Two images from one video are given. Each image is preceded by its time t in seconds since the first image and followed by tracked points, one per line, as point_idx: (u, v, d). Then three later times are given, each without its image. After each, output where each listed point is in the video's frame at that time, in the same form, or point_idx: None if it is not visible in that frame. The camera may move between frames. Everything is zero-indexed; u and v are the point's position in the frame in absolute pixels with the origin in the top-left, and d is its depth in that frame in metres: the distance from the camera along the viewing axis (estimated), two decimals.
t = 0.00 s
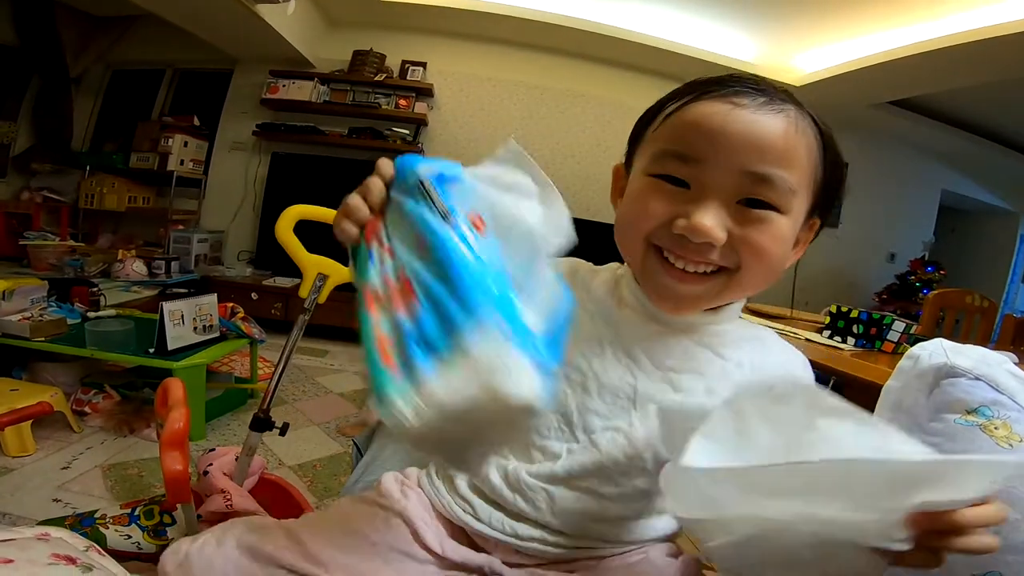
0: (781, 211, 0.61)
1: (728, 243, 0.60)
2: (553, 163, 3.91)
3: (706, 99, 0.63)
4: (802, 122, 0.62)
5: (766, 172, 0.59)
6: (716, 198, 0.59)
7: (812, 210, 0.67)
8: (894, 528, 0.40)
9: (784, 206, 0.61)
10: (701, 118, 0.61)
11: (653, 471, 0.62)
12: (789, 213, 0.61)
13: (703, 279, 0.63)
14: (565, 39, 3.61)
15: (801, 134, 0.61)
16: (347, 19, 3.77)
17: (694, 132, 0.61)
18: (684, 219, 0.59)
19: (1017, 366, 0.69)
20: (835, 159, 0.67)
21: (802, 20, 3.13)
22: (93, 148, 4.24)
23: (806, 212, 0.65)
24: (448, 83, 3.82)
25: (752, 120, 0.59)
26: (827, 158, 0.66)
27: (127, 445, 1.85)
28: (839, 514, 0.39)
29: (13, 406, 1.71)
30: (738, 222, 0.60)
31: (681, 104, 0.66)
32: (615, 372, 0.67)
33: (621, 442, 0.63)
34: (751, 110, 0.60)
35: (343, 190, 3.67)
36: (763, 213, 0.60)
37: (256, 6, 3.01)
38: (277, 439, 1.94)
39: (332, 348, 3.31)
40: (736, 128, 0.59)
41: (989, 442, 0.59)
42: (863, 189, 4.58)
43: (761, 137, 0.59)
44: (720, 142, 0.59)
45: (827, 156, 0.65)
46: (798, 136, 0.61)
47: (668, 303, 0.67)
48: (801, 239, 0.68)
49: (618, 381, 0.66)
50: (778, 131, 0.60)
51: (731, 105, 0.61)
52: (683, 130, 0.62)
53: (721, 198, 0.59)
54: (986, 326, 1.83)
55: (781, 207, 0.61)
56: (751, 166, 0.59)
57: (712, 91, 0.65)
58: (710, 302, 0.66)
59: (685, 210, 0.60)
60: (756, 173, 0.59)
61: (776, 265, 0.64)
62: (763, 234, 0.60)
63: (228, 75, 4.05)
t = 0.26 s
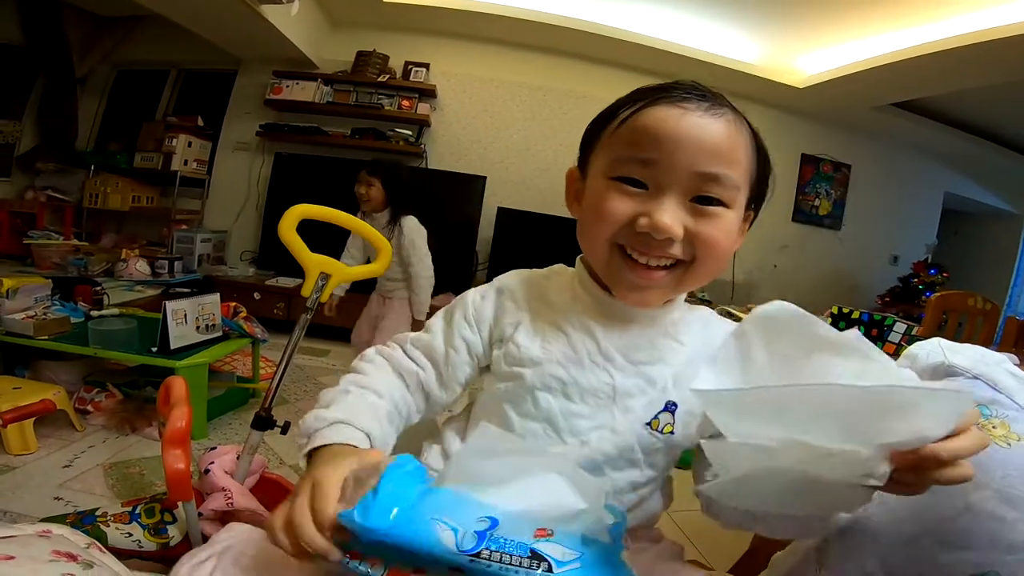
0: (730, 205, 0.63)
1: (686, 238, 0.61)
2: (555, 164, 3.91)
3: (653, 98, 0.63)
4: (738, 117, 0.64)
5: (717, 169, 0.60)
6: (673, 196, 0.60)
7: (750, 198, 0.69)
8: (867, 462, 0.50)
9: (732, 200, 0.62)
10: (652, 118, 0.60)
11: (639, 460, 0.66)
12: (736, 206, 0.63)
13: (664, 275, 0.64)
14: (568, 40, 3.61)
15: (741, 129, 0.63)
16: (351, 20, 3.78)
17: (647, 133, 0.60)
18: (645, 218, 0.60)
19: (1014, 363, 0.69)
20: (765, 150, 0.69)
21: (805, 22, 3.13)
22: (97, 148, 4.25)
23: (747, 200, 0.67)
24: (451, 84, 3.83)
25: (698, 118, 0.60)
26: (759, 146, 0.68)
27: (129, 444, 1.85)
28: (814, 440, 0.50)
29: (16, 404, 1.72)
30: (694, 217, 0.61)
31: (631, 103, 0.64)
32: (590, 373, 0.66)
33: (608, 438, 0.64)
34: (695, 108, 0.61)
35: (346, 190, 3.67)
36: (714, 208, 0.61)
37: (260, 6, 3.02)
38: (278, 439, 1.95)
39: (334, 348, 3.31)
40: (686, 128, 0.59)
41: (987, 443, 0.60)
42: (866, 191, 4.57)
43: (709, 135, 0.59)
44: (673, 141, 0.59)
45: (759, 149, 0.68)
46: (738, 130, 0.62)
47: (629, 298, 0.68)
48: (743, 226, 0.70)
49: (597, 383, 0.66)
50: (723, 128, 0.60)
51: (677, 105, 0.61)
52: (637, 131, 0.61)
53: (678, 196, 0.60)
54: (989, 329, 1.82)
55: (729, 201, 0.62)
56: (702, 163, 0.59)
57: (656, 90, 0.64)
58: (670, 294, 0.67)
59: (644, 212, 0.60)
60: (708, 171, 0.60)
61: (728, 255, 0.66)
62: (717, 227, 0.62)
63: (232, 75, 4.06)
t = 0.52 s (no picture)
0: (696, 187, 0.63)
1: (659, 221, 0.60)
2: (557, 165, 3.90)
3: (610, 93, 0.64)
4: (692, 104, 0.65)
5: (678, 151, 0.60)
6: (640, 181, 0.60)
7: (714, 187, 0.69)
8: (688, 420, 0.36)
9: (697, 182, 0.63)
10: (610, 110, 0.62)
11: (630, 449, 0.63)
12: (701, 187, 0.63)
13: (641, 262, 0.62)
14: (570, 41, 3.61)
15: (696, 115, 0.64)
16: (353, 21, 3.78)
17: (607, 124, 0.61)
18: (615, 205, 0.59)
19: None
20: (718, 136, 0.71)
21: (809, 22, 3.12)
22: (101, 149, 4.26)
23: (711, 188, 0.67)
24: (453, 85, 3.83)
25: (654, 106, 0.61)
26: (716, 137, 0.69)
27: (131, 445, 1.85)
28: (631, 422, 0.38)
29: (18, 406, 1.72)
30: (663, 201, 0.60)
31: (589, 101, 0.66)
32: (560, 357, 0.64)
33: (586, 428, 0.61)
34: (650, 97, 0.62)
35: (348, 191, 3.68)
36: (681, 190, 0.61)
37: (262, 7, 3.02)
38: (281, 441, 1.94)
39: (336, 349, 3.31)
40: (643, 115, 0.60)
41: (999, 446, 0.58)
42: (871, 191, 4.55)
43: (665, 120, 0.60)
44: (631, 128, 0.60)
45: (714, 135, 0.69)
46: (694, 117, 0.64)
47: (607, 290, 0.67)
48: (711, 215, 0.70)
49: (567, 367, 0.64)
50: (678, 113, 0.62)
51: (632, 95, 0.62)
52: (597, 123, 0.62)
53: (645, 181, 0.60)
54: (995, 330, 1.81)
55: (695, 183, 0.62)
56: (664, 147, 0.60)
57: (611, 86, 0.66)
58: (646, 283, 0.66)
59: (612, 198, 0.60)
60: (670, 154, 0.60)
61: (699, 239, 0.65)
62: (686, 210, 0.61)
63: (235, 76, 4.06)
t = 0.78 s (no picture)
0: (677, 179, 0.62)
1: (637, 217, 0.60)
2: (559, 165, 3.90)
3: (588, 93, 0.65)
4: (669, 99, 0.66)
5: (655, 145, 0.60)
6: (618, 177, 0.60)
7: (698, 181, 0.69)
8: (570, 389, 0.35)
9: (678, 174, 0.62)
10: (586, 109, 0.62)
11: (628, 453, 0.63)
12: (682, 180, 0.63)
13: (623, 258, 0.62)
14: (571, 41, 3.61)
15: (673, 108, 0.65)
16: (355, 22, 3.79)
17: (583, 122, 0.62)
18: (594, 202, 0.59)
19: None
20: (700, 129, 0.71)
21: (810, 22, 3.11)
22: (105, 150, 4.28)
23: (694, 182, 0.67)
24: (455, 85, 3.83)
25: (628, 102, 0.62)
26: (698, 130, 0.69)
27: (135, 444, 1.86)
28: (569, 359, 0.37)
29: (22, 405, 1.73)
30: (643, 195, 0.60)
31: (570, 102, 0.67)
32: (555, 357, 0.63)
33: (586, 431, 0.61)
34: (626, 94, 0.63)
35: (350, 191, 3.68)
36: (660, 184, 0.61)
37: (264, 7, 3.03)
38: (283, 440, 1.95)
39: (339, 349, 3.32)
40: (617, 111, 0.61)
41: (999, 444, 0.58)
42: (874, 191, 4.54)
43: (640, 115, 0.61)
44: (606, 125, 0.60)
45: (695, 127, 0.69)
46: (672, 111, 0.64)
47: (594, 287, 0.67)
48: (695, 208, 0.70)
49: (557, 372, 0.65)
50: (653, 107, 0.62)
51: (607, 94, 0.63)
52: (574, 123, 0.63)
53: (623, 177, 0.60)
54: (998, 329, 1.80)
55: (675, 176, 0.62)
56: (640, 142, 0.60)
57: (589, 88, 0.67)
58: (631, 279, 0.65)
59: (591, 195, 0.60)
60: (647, 147, 0.60)
61: (682, 231, 0.65)
62: (666, 203, 0.61)
63: (238, 77, 4.07)
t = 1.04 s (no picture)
0: (683, 176, 0.62)
1: (642, 214, 0.60)
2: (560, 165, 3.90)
3: (592, 89, 0.65)
4: (676, 95, 0.65)
5: (660, 141, 0.60)
6: (623, 174, 0.60)
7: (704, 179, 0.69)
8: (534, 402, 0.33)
9: (684, 170, 0.62)
10: (590, 105, 0.62)
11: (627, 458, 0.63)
12: (688, 176, 0.63)
13: (628, 257, 0.62)
14: (572, 41, 3.61)
15: (679, 104, 0.64)
16: (355, 22, 3.80)
17: (588, 119, 0.61)
18: (598, 199, 0.59)
19: None
20: (707, 125, 0.70)
21: (812, 21, 3.11)
22: (107, 151, 4.29)
23: (701, 180, 0.67)
24: (455, 86, 3.83)
25: (633, 98, 0.61)
26: (705, 127, 0.69)
27: (137, 444, 1.86)
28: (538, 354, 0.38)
29: (25, 405, 1.73)
30: (648, 191, 0.60)
31: (574, 99, 0.66)
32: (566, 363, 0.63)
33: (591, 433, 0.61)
34: (631, 90, 0.62)
35: (352, 192, 3.69)
36: (666, 181, 0.61)
37: (265, 8, 3.03)
38: (285, 440, 1.95)
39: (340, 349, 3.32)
40: (621, 107, 0.60)
41: (1004, 441, 0.57)
42: (876, 190, 4.52)
43: (645, 111, 0.60)
44: (610, 121, 0.60)
45: (702, 123, 0.69)
46: (678, 107, 0.63)
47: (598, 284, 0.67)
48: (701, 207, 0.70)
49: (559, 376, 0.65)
50: (658, 103, 0.62)
51: (612, 90, 0.62)
52: (578, 120, 0.62)
53: (628, 173, 0.60)
54: (1001, 328, 1.79)
55: (680, 173, 0.62)
56: (646, 138, 0.60)
57: (593, 84, 0.67)
58: (636, 278, 0.65)
59: (597, 192, 0.60)
60: (651, 144, 0.60)
61: (689, 229, 0.65)
62: (672, 199, 0.61)
63: (239, 78, 4.08)
